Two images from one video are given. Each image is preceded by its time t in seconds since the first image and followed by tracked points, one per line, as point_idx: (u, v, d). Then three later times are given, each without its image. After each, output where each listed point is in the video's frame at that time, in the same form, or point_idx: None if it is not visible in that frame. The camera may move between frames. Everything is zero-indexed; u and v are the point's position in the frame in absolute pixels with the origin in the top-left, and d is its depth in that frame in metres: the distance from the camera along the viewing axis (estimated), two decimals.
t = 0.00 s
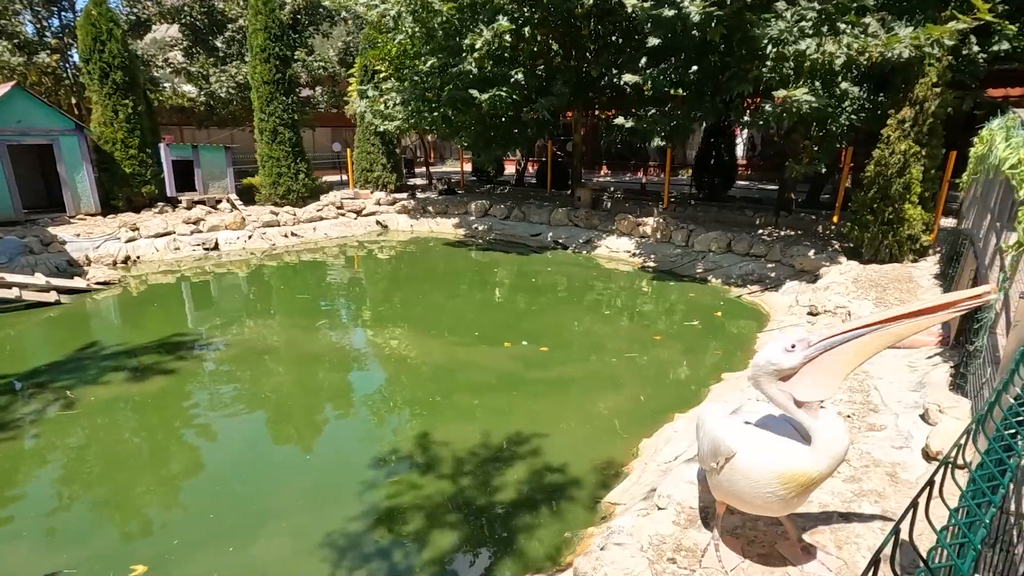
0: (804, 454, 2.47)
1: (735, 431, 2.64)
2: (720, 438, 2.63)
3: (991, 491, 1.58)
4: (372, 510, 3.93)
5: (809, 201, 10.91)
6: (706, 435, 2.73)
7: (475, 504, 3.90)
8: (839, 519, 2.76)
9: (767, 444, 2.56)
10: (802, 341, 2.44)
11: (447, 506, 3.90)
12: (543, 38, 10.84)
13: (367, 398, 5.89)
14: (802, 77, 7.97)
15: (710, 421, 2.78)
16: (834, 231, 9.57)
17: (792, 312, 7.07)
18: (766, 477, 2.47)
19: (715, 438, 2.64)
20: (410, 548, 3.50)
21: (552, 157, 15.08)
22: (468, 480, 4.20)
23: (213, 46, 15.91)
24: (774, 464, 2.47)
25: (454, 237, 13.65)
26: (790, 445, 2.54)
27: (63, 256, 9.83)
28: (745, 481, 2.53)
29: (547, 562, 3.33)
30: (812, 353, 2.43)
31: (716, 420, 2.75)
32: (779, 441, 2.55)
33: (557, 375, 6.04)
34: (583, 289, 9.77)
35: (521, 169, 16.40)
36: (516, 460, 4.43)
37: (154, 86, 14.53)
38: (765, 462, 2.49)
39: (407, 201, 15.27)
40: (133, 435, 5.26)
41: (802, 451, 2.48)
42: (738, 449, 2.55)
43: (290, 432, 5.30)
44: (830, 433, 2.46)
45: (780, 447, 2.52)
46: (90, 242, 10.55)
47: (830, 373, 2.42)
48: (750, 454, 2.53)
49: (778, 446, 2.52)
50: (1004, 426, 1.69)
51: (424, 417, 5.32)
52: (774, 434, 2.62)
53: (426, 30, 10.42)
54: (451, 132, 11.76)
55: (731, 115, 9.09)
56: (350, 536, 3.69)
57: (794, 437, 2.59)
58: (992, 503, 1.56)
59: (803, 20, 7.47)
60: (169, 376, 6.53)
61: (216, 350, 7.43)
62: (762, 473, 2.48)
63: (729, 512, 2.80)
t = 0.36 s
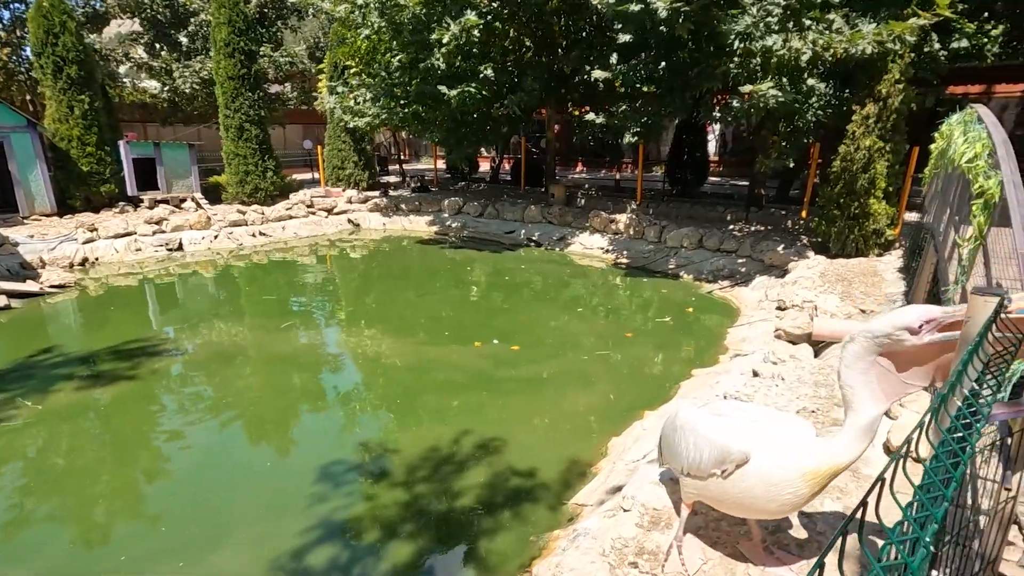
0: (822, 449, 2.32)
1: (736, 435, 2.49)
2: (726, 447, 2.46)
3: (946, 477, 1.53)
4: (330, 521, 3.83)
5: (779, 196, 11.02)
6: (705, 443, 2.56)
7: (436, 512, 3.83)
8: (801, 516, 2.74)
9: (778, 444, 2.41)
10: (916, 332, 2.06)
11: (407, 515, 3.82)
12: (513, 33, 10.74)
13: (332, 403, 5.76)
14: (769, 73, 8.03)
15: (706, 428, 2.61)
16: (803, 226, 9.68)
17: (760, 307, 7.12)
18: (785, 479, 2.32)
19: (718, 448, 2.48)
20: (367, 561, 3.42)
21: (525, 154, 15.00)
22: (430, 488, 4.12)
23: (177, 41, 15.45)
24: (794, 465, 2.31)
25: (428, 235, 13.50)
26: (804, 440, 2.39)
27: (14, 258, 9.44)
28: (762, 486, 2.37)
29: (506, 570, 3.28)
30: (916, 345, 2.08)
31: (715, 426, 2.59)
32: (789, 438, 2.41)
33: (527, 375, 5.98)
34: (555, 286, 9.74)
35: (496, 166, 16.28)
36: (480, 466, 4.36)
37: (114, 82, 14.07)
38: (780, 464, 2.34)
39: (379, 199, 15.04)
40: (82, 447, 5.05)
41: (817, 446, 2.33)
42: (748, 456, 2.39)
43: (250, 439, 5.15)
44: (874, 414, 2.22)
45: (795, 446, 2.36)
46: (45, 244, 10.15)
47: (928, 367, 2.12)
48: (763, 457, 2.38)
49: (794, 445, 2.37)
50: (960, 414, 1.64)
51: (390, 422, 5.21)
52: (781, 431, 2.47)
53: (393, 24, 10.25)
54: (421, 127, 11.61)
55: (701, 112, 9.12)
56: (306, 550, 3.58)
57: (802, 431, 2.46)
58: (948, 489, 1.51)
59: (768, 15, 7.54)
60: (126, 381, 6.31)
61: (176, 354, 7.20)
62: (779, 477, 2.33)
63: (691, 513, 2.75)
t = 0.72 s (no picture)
0: (773, 470, 2.28)
1: (695, 448, 2.42)
2: (681, 458, 2.40)
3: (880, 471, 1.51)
4: (282, 537, 3.82)
5: (747, 193, 11.14)
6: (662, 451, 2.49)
7: (392, 530, 3.81)
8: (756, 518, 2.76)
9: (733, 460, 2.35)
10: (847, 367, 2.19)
11: (363, 533, 3.80)
12: (481, 30, 10.64)
13: (294, 412, 5.66)
14: (733, 72, 8.11)
15: (665, 435, 2.53)
16: (769, 223, 9.81)
17: (725, 305, 7.20)
18: (735, 497, 2.28)
19: (673, 459, 2.42)
20: None
21: (496, 152, 14.92)
22: (388, 504, 4.10)
23: (135, 35, 14.95)
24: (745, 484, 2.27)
25: (398, 234, 13.34)
26: (759, 459, 2.34)
27: None
28: (711, 502, 2.34)
29: None
30: (843, 379, 2.19)
31: (673, 434, 2.51)
32: (744, 455, 2.35)
33: (493, 378, 5.95)
34: (525, 285, 9.73)
35: (468, 163, 16.14)
36: (440, 480, 4.35)
37: (69, 78, 13.56)
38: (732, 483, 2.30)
39: (349, 198, 14.81)
40: (29, 463, 4.88)
41: (770, 467, 2.29)
42: (700, 470, 2.33)
43: (208, 451, 5.03)
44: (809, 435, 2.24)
45: (749, 465, 2.30)
46: None
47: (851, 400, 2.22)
48: (715, 473, 2.33)
49: (748, 462, 2.31)
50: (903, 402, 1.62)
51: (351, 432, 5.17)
52: (739, 446, 2.40)
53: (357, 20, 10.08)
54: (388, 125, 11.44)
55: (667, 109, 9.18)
56: (255, 569, 3.57)
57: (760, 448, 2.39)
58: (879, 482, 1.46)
59: (731, 14, 7.60)
60: (78, 391, 6.10)
61: (132, 361, 6.98)
62: (727, 495, 2.30)
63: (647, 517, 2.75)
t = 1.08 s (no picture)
0: (698, 466, 2.32)
1: (625, 450, 2.47)
2: (611, 461, 2.46)
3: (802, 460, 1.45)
4: (236, 543, 3.76)
5: (713, 187, 11.29)
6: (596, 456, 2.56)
7: (351, 533, 3.77)
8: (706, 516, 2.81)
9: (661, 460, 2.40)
10: (746, 352, 2.29)
11: (321, 538, 3.75)
12: (446, 24, 10.52)
13: (253, 415, 5.54)
14: (695, 68, 8.19)
15: (600, 441, 2.60)
16: (733, 217, 9.96)
17: (688, 299, 7.29)
18: (662, 495, 2.32)
19: (604, 464, 2.48)
20: None
21: (464, 148, 14.80)
22: (348, 507, 4.06)
23: (87, 27, 14.38)
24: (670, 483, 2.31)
25: (366, 231, 13.15)
26: (685, 456, 2.39)
27: None
28: (641, 501, 2.38)
29: None
30: (743, 362, 2.27)
31: (607, 439, 2.58)
32: (671, 455, 2.39)
33: (458, 376, 5.92)
34: (494, 281, 9.69)
35: (437, 159, 15.98)
36: (402, 481, 4.31)
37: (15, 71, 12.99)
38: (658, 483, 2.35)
39: (315, 195, 14.53)
40: None
41: (695, 463, 2.33)
42: (629, 472, 2.39)
43: (163, 456, 4.89)
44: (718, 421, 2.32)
45: (675, 463, 2.35)
46: None
47: (754, 386, 2.27)
48: (643, 472, 2.38)
49: (674, 460, 2.36)
50: (831, 394, 1.58)
51: (312, 433, 5.11)
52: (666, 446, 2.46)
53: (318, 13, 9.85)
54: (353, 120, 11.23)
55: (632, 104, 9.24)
56: None
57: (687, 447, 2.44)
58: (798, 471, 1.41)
59: (692, 10, 7.69)
60: (25, 397, 5.86)
61: (84, 365, 6.73)
62: (656, 493, 2.33)
63: (599, 516, 2.76)
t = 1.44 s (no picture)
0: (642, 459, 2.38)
1: (574, 446, 2.52)
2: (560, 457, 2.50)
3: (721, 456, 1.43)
4: (191, 549, 3.64)
5: (677, 182, 11.42)
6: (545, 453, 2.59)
7: (312, 536, 3.70)
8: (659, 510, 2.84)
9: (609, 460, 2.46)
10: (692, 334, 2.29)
11: (280, 541, 3.66)
12: (407, 17, 10.37)
13: (210, 418, 5.38)
14: (656, 63, 8.25)
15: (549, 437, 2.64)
16: (696, 211, 10.10)
17: (652, 292, 7.36)
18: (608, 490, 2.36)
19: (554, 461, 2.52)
20: None
21: (430, 143, 14.64)
22: (309, 509, 3.97)
23: (30, 17, 13.68)
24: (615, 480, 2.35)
25: (330, 228, 12.91)
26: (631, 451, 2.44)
27: None
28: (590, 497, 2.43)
29: None
30: (687, 344, 2.30)
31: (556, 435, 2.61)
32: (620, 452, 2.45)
33: (421, 374, 5.86)
34: (461, 277, 9.62)
35: (404, 155, 15.77)
36: (364, 481, 4.25)
37: None
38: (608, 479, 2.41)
39: (277, 192, 14.18)
40: None
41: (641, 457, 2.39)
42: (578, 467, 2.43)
43: (114, 463, 4.71)
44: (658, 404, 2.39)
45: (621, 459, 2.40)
46: None
47: (695, 367, 2.30)
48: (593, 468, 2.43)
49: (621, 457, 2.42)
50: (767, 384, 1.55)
51: (272, 435, 5.00)
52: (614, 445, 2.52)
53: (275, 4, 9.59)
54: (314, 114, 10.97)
55: (596, 100, 9.27)
56: None
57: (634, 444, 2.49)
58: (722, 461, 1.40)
59: (652, 5, 7.76)
60: None
61: (29, 371, 6.42)
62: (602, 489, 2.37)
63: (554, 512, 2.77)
